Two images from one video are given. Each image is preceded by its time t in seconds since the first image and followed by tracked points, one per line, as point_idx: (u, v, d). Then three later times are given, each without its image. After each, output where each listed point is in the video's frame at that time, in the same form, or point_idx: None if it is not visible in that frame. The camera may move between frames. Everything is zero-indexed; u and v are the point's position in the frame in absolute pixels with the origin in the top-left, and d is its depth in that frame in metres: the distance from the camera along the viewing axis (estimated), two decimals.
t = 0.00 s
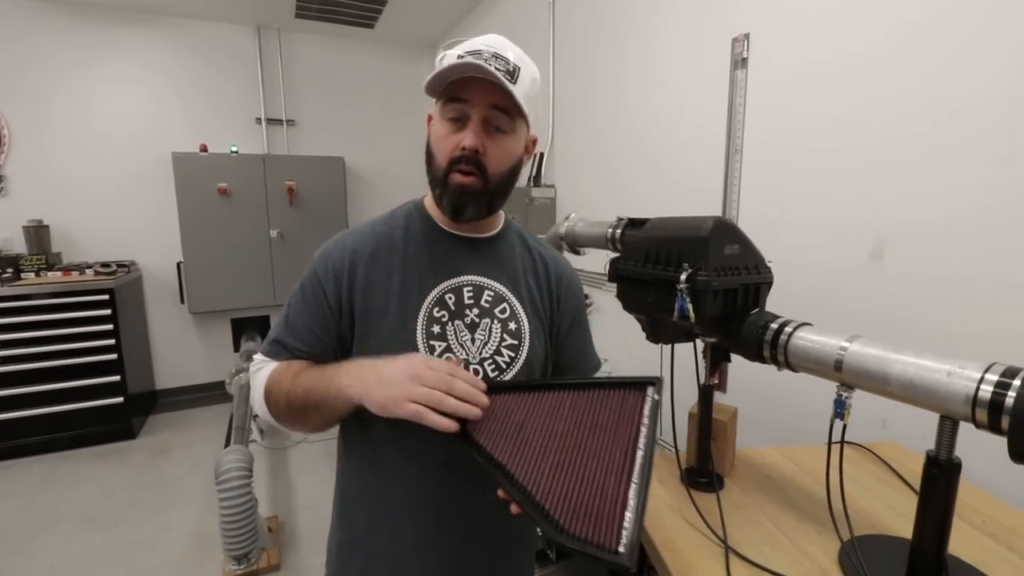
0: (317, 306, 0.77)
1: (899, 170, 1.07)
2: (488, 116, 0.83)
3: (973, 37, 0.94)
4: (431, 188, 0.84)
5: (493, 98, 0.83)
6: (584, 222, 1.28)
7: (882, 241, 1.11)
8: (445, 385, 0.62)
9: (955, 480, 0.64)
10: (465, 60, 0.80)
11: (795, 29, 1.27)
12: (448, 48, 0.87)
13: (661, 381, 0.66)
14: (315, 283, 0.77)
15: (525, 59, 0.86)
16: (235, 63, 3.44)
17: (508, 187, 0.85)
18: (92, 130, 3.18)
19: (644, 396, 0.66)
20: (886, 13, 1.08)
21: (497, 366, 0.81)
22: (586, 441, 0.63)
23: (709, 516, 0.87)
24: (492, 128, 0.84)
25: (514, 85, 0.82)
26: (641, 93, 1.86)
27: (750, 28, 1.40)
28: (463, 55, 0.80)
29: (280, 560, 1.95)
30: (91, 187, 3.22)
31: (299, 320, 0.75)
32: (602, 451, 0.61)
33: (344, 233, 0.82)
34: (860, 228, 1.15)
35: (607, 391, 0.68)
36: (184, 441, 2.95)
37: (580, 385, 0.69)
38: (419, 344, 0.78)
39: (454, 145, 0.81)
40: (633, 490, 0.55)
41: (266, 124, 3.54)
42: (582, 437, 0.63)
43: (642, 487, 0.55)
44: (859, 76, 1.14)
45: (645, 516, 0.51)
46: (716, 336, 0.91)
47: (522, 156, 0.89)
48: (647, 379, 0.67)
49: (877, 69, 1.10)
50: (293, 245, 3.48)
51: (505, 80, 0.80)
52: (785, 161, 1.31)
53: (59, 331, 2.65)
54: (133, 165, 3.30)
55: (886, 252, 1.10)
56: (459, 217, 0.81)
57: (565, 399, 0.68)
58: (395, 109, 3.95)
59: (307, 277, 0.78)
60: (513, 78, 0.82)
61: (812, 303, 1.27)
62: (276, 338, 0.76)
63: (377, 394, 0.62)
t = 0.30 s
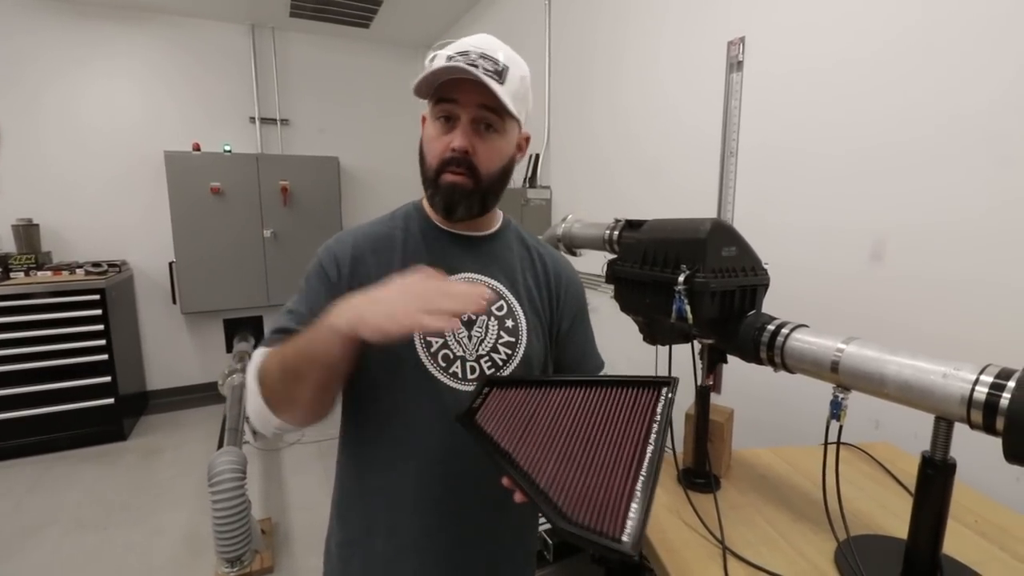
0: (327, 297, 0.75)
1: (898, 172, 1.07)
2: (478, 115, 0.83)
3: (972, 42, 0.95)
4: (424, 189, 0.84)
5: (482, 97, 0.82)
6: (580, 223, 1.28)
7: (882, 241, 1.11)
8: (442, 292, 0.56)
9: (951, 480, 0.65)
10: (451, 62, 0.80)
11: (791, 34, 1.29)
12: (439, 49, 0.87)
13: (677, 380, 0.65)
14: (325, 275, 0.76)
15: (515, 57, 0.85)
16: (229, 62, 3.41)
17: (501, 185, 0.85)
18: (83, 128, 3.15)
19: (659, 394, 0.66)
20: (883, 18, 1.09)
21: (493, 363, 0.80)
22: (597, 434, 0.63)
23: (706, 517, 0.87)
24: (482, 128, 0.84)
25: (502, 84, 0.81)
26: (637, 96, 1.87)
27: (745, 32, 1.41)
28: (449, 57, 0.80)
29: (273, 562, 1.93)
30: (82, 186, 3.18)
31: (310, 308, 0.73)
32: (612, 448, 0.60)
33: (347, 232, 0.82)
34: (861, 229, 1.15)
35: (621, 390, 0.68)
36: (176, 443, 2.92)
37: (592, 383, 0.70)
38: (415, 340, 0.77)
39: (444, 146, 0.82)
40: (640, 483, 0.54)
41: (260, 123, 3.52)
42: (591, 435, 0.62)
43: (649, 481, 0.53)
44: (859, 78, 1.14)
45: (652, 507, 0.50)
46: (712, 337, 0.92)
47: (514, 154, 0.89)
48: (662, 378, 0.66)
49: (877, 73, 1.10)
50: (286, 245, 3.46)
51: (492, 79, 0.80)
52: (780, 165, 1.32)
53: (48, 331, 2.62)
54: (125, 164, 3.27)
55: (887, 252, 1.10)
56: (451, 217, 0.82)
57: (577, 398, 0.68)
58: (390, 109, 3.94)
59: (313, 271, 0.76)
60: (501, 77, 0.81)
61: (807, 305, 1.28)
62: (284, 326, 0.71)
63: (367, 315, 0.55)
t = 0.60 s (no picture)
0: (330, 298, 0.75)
1: (905, 175, 1.07)
2: (500, 119, 0.83)
3: (970, 48, 0.96)
4: (439, 189, 0.83)
5: (505, 102, 0.83)
6: (576, 225, 1.28)
7: (883, 242, 1.11)
8: (403, 265, 0.58)
9: (942, 477, 0.66)
10: (479, 65, 0.80)
11: (785, 37, 1.30)
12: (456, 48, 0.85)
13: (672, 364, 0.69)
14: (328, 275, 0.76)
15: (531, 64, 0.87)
16: (221, 61, 3.39)
17: (516, 189, 0.86)
18: (72, 127, 3.11)
19: (656, 380, 0.69)
20: (887, 24, 1.09)
21: (496, 364, 0.81)
22: (599, 421, 0.64)
23: (702, 516, 0.88)
24: (502, 132, 0.84)
25: (526, 91, 0.83)
26: (631, 97, 1.87)
27: (739, 35, 1.43)
28: (476, 59, 0.80)
29: (267, 565, 1.92)
30: (70, 186, 3.14)
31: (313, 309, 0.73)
32: (615, 433, 0.62)
33: (348, 232, 0.81)
34: (859, 230, 1.16)
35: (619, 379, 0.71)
36: (167, 445, 2.89)
37: (590, 375, 0.72)
38: (419, 341, 0.77)
39: (466, 148, 0.81)
40: (647, 464, 0.56)
41: (252, 123, 3.50)
42: (594, 423, 0.64)
43: (655, 461, 0.56)
44: (857, 83, 1.15)
45: (660, 485, 0.52)
46: (708, 337, 0.93)
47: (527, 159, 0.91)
48: (657, 364, 0.70)
49: (875, 78, 1.11)
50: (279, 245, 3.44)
51: (518, 85, 0.81)
52: (774, 167, 1.34)
53: (37, 332, 2.59)
54: (115, 163, 3.23)
55: (886, 253, 1.11)
56: (470, 218, 0.82)
57: (577, 389, 0.70)
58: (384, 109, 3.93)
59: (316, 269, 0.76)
60: (525, 83, 0.83)
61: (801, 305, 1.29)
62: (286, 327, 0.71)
63: (333, 291, 0.57)
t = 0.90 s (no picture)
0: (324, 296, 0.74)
1: (907, 174, 1.06)
2: (495, 118, 0.83)
3: (971, 47, 0.95)
4: (434, 189, 0.83)
5: (500, 102, 0.83)
6: (569, 224, 1.29)
7: (882, 241, 1.11)
8: (401, 262, 0.58)
9: (933, 471, 0.66)
10: (474, 65, 0.80)
11: (775, 37, 1.31)
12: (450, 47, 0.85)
13: (674, 368, 0.69)
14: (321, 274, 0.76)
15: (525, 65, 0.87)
16: (210, 62, 3.36)
17: (510, 188, 0.87)
18: (58, 129, 3.07)
19: (657, 384, 0.69)
20: (888, 21, 1.08)
21: (491, 363, 0.81)
22: (604, 421, 0.65)
23: (697, 512, 0.89)
24: (496, 132, 0.85)
25: (520, 91, 0.83)
26: (622, 97, 1.88)
27: (728, 35, 1.44)
28: (471, 59, 0.80)
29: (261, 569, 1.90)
30: (57, 188, 3.10)
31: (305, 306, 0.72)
32: (620, 434, 0.62)
33: (341, 232, 0.81)
34: (858, 229, 1.15)
35: (622, 381, 0.71)
36: (159, 450, 2.87)
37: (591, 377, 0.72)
38: (414, 341, 0.77)
39: (461, 148, 0.81)
40: (651, 465, 0.56)
41: (242, 124, 3.47)
42: (599, 423, 0.64)
43: (660, 461, 0.56)
44: (860, 82, 1.14)
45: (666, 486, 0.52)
46: (702, 335, 0.93)
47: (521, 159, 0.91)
48: (659, 368, 0.70)
49: (878, 76, 1.10)
50: (271, 247, 3.42)
51: (513, 85, 0.81)
52: (768, 166, 1.35)
53: (24, 337, 2.55)
54: (103, 165, 3.20)
55: (886, 253, 1.10)
56: (465, 218, 0.82)
57: (580, 390, 0.70)
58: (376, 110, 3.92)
59: (308, 269, 0.76)
60: (520, 83, 0.83)
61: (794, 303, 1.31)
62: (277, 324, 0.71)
63: (329, 286, 0.57)
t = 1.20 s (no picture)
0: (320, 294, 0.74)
1: (905, 175, 1.07)
2: (489, 120, 0.83)
3: (970, 50, 0.96)
4: (428, 191, 0.83)
5: (495, 103, 0.83)
6: (567, 224, 1.29)
7: (882, 242, 1.11)
8: (430, 272, 0.59)
9: (929, 469, 0.67)
10: (468, 67, 0.80)
11: (770, 38, 1.32)
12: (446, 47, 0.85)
13: (661, 373, 0.67)
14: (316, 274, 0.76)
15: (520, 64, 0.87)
16: (204, 61, 3.34)
17: (504, 191, 0.87)
18: (51, 128, 3.05)
19: (644, 388, 0.67)
20: (888, 22, 1.08)
21: (488, 362, 0.81)
22: (588, 425, 0.64)
23: (695, 511, 0.89)
24: (491, 134, 0.85)
25: (514, 91, 0.83)
26: (618, 97, 1.89)
27: (723, 36, 1.45)
28: (465, 61, 0.80)
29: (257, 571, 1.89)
30: (50, 188, 3.08)
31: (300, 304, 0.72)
32: (601, 439, 0.62)
33: (333, 235, 0.81)
34: (858, 230, 1.16)
35: (607, 384, 0.70)
36: (154, 451, 2.85)
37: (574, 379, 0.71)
38: (410, 341, 0.77)
39: (455, 151, 0.81)
40: (629, 471, 0.55)
41: (237, 124, 3.46)
42: (582, 427, 0.64)
43: (637, 468, 0.55)
44: (859, 84, 1.14)
45: (640, 496, 0.52)
46: (699, 334, 0.93)
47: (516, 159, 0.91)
48: (646, 372, 0.68)
49: (878, 77, 1.10)
50: (266, 247, 3.41)
51: (507, 87, 0.81)
52: (765, 167, 1.36)
53: (16, 338, 2.53)
54: (96, 165, 3.17)
55: (886, 253, 1.11)
56: (458, 222, 0.83)
57: (565, 394, 0.70)
58: (372, 110, 3.91)
59: (304, 268, 0.76)
60: (514, 84, 0.82)
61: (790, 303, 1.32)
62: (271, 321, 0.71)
63: (357, 288, 0.57)
